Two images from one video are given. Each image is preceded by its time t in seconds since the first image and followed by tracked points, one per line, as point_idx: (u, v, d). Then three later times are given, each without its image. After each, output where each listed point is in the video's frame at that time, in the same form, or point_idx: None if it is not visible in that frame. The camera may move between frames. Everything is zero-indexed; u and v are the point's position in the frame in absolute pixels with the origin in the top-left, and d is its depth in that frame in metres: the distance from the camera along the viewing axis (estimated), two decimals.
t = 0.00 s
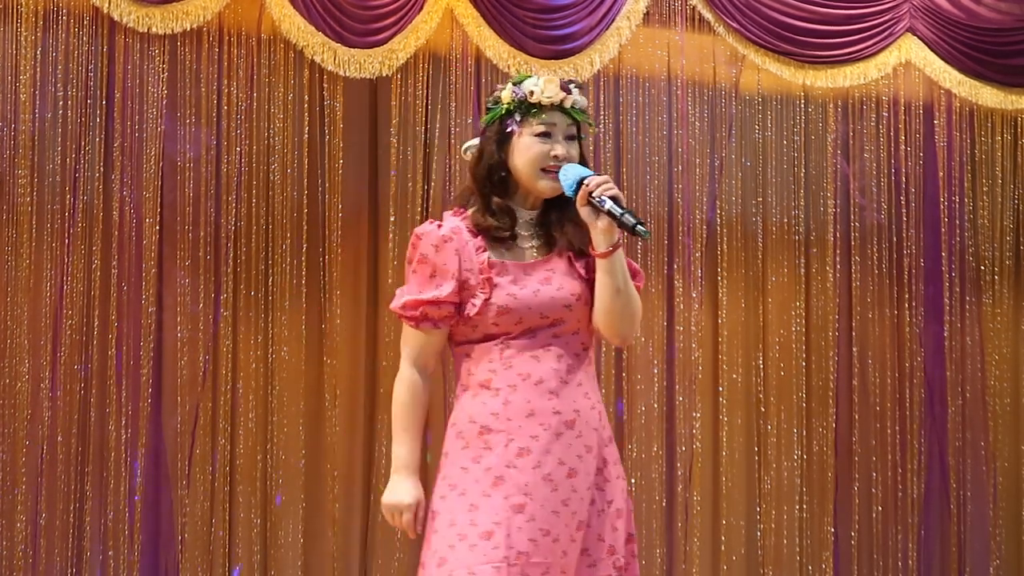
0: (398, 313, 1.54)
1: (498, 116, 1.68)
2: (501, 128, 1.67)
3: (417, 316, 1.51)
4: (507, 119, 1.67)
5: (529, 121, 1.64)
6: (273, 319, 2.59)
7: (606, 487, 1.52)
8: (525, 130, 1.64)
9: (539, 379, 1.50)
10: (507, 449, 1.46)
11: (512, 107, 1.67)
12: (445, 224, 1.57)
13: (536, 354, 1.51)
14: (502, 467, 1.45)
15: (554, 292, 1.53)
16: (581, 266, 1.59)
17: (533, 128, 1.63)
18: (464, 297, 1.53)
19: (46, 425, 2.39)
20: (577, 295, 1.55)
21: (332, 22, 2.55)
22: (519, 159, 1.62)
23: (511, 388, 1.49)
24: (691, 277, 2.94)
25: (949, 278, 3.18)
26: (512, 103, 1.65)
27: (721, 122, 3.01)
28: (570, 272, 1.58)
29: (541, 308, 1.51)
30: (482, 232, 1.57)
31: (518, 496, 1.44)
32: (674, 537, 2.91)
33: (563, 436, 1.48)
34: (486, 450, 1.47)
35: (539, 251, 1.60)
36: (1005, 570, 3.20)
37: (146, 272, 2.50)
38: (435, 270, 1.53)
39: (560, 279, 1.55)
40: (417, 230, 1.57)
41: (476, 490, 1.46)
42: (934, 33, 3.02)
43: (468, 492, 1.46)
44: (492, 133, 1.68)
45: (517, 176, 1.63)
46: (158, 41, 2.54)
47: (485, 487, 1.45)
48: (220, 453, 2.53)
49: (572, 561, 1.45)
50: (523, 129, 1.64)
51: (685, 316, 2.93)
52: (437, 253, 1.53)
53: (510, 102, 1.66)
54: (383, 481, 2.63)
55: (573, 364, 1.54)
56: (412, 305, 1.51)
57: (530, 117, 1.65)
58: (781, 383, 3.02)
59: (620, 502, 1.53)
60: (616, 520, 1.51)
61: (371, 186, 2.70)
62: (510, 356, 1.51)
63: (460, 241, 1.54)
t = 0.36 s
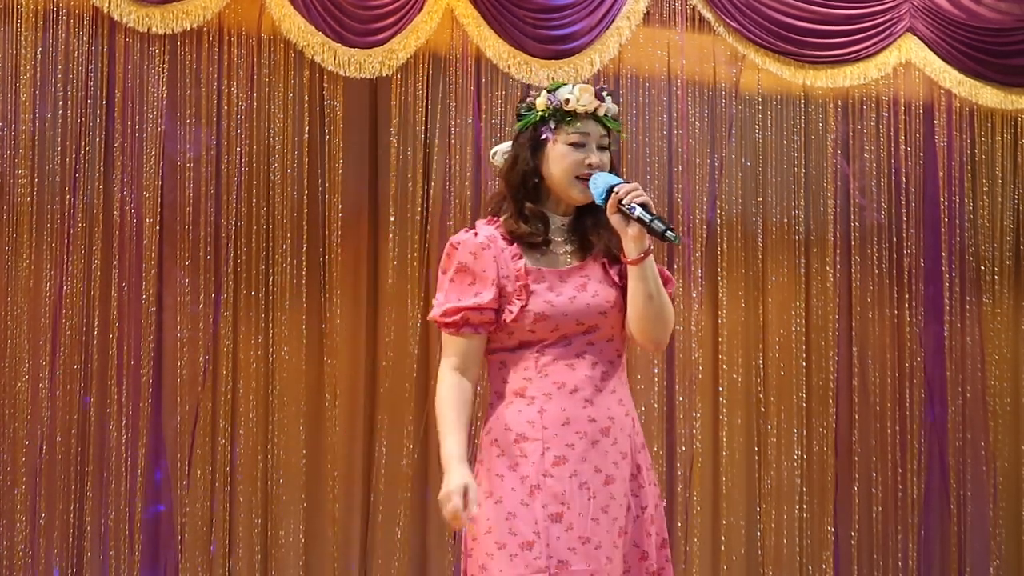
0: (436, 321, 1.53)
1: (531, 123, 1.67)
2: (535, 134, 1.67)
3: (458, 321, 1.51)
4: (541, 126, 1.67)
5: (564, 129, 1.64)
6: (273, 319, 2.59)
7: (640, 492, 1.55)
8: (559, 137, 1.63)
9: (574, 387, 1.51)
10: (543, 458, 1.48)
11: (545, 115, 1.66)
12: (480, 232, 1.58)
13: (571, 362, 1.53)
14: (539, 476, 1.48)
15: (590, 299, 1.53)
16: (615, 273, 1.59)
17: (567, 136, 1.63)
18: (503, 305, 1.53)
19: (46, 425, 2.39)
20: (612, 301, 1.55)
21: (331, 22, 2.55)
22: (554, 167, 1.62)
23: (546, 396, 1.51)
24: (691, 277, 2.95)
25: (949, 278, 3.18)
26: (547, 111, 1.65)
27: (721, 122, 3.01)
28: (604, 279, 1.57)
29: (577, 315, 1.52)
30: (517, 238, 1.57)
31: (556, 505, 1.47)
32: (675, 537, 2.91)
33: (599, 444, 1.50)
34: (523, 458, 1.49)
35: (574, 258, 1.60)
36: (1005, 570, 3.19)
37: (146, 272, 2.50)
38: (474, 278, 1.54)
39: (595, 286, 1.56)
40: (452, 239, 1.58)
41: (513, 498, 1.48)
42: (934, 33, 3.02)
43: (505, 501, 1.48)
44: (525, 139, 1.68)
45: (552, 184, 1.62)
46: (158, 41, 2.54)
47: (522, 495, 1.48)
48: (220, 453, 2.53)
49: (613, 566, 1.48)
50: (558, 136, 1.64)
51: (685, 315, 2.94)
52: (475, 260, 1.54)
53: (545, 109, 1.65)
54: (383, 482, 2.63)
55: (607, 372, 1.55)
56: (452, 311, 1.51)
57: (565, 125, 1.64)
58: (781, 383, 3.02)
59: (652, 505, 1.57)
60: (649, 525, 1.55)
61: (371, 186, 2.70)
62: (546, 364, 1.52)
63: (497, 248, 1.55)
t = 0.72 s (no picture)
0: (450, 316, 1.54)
1: (553, 123, 1.69)
2: (556, 134, 1.68)
3: (474, 315, 1.52)
4: (563, 126, 1.68)
5: (584, 131, 1.65)
6: (273, 319, 2.59)
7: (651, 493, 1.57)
8: (579, 138, 1.65)
9: (587, 387, 1.53)
10: (555, 458, 1.49)
11: (567, 115, 1.68)
12: (498, 230, 1.60)
13: (584, 362, 1.54)
14: (551, 475, 1.49)
15: (605, 299, 1.55)
16: (631, 276, 1.62)
17: (587, 137, 1.64)
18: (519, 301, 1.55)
19: (47, 425, 2.39)
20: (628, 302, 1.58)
21: (331, 22, 2.55)
22: (573, 168, 1.64)
23: (559, 396, 1.52)
24: (691, 277, 2.95)
25: (949, 278, 3.18)
26: (569, 111, 1.66)
27: (721, 122, 3.00)
28: (620, 281, 1.60)
29: (592, 315, 1.54)
30: (534, 237, 1.59)
31: (567, 505, 1.49)
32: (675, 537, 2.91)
33: (610, 444, 1.52)
34: (534, 456, 1.50)
35: (590, 259, 1.62)
36: (1005, 570, 3.19)
37: (146, 272, 2.50)
38: (491, 274, 1.56)
39: (611, 286, 1.58)
40: (469, 236, 1.61)
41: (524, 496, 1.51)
42: (934, 33, 3.01)
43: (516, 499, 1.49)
44: (546, 138, 1.70)
45: (570, 184, 1.64)
46: (158, 41, 2.54)
47: (533, 494, 1.49)
48: (220, 453, 2.53)
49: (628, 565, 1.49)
50: (578, 137, 1.65)
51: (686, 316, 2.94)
52: (492, 256, 1.56)
53: (567, 110, 1.67)
54: (383, 481, 2.63)
55: (619, 373, 1.57)
56: (468, 305, 1.52)
57: (586, 127, 1.65)
58: (781, 383, 3.02)
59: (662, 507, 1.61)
60: (659, 526, 1.58)
61: (372, 186, 2.70)
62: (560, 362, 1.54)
63: (514, 246, 1.57)
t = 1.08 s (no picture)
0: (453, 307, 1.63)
1: (569, 121, 1.74)
2: (570, 132, 1.74)
3: (473, 305, 1.60)
4: (577, 125, 1.73)
5: (597, 130, 1.70)
6: (273, 319, 2.59)
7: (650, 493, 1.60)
8: (591, 137, 1.69)
9: (585, 385, 1.56)
10: (550, 453, 1.54)
11: (583, 114, 1.72)
12: (505, 226, 1.67)
13: (584, 360, 1.58)
14: (545, 470, 1.54)
15: (607, 298, 1.59)
16: (637, 278, 1.66)
17: (599, 137, 1.69)
18: (522, 296, 1.59)
19: (47, 425, 2.39)
20: (630, 302, 1.62)
21: (331, 22, 2.56)
22: (583, 166, 1.68)
23: (557, 392, 1.56)
24: (691, 277, 2.95)
25: (948, 278, 3.19)
26: (584, 110, 1.71)
27: (721, 123, 3.01)
28: (625, 282, 1.65)
29: (594, 312, 1.57)
30: (539, 234, 1.65)
31: (561, 500, 1.54)
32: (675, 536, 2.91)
33: (606, 443, 1.55)
34: (530, 451, 1.55)
35: (596, 259, 1.66)
36: (1004, 570, 3.20)
37: (147, 272, 2.50)
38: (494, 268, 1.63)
39: (615, 286, 1.62)
40: (478, 232, 1.68)
41: (520, 491, 1.55)
42: (934, 33, 3.02)
43: (512, 493, 1.54)
44: (561, 136, 1.75)
45: (579, 182, 1.69)
46: (159, 41, 2.55)
47: (527, 488, 1.54)
48: (221, 453, 2.54)
49: (617, 563, 1.52)
50: (590, 136, 1.70)
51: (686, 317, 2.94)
52: (495, 251, 1.63)
53: (582, 109, 1.72)
54: (383, 481, 2.63)
55: (620, 372, 1.60)
56: (468, 296, 1.61)
57: (600, 126, 1.70)
58: (781, 383, 3.02)
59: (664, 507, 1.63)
60: (660, 526, 1.61)
61: (371, 187, 2.71)
62: (559, 360, 1.58)
63: (518, 242, 1.63)
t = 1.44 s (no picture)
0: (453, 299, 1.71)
1: (576, 119, 1.76)
2: (577, 130, 1.75)
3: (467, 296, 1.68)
4: (584, 123, 1.74)
5: (601, 128, 1.70)
6: (273, 319, 2.59)
7: (640, 495, 1.57)
8: (594, 134, 1.70)
9: (571, 383, 1.57)
10: (532, 450, 1.56)
11: (590, 111, 1.73)
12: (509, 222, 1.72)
13: (573, 358, 1.59)
14: (525, 467, 1.55)
15: (599, 297, 1.59)
16: (634, 278, 1.64)
17: (602, 134, 1.69)
18: (515, 291, 1.63)
19: (47, 425, 2.39)
20: (622, 301, 1.61)
21: (331, 22, 2.56)
22: (586, 163, 1.69)
23: (543, 389, 1.58)
24: (691, 277, 2.96)
25: (949, 278, 3.18)
26: (589, 108, 1.72)
27: (721, 123, 3.00)
28: (620, 282, 1.63)
29: (583, 310, 1.58)
30: (538, 231, 1.69)
31: (539, 498, 1.54)
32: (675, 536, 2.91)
33: (588, 442, 1.54)
34: (513, 447, 1.57)
35: (597, 258, 1.67)
36: (1005, 570, 3.19)
37: (147, 272, 2.50)
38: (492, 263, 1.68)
39: (609, 285, 1.62)
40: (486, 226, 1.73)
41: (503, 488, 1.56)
42: (934, 33, 3.02)
43: (494, 489, 1.56)
44: (569, 133, 1.77)
45: (581, 179, 1.70)
46: (159, 41, 2.54)
47: (508, 485, 1.55)
48: (222, 453, 2.53)
49: (593, 563, 1.51)
50: (594, 133, 1.70)
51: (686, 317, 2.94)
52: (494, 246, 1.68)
53: (588, 106, 1.73)
54: (383, 481, 2.63)
55: (611, 372, 1.60)
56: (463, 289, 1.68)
57: (603, 124, 1.70)
58: (781, 383, 3.02)
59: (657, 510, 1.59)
60: (651, 529, 1.57)
61: (371, 187, 2.70)
62: (547, 357, 1.59)
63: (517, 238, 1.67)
